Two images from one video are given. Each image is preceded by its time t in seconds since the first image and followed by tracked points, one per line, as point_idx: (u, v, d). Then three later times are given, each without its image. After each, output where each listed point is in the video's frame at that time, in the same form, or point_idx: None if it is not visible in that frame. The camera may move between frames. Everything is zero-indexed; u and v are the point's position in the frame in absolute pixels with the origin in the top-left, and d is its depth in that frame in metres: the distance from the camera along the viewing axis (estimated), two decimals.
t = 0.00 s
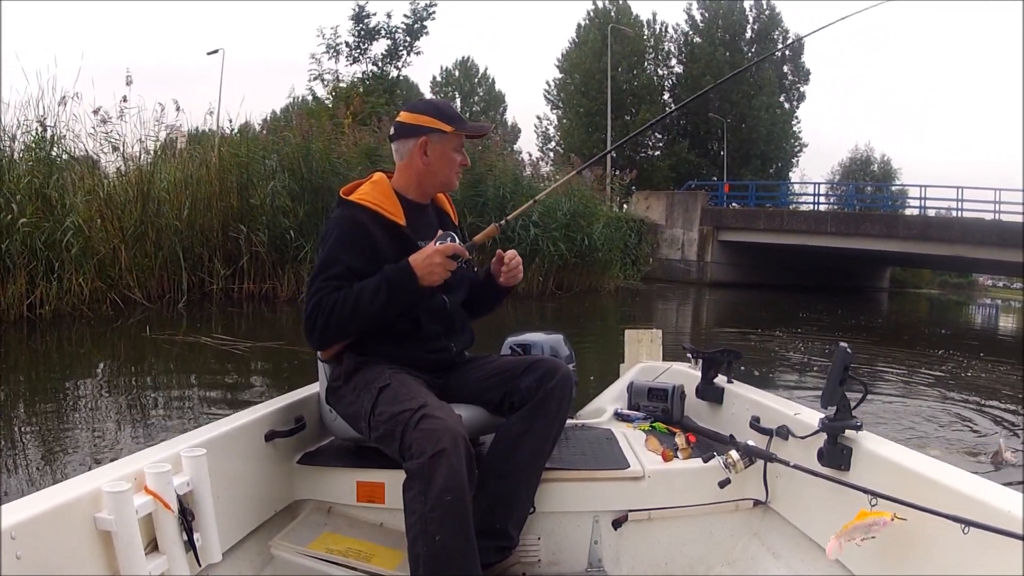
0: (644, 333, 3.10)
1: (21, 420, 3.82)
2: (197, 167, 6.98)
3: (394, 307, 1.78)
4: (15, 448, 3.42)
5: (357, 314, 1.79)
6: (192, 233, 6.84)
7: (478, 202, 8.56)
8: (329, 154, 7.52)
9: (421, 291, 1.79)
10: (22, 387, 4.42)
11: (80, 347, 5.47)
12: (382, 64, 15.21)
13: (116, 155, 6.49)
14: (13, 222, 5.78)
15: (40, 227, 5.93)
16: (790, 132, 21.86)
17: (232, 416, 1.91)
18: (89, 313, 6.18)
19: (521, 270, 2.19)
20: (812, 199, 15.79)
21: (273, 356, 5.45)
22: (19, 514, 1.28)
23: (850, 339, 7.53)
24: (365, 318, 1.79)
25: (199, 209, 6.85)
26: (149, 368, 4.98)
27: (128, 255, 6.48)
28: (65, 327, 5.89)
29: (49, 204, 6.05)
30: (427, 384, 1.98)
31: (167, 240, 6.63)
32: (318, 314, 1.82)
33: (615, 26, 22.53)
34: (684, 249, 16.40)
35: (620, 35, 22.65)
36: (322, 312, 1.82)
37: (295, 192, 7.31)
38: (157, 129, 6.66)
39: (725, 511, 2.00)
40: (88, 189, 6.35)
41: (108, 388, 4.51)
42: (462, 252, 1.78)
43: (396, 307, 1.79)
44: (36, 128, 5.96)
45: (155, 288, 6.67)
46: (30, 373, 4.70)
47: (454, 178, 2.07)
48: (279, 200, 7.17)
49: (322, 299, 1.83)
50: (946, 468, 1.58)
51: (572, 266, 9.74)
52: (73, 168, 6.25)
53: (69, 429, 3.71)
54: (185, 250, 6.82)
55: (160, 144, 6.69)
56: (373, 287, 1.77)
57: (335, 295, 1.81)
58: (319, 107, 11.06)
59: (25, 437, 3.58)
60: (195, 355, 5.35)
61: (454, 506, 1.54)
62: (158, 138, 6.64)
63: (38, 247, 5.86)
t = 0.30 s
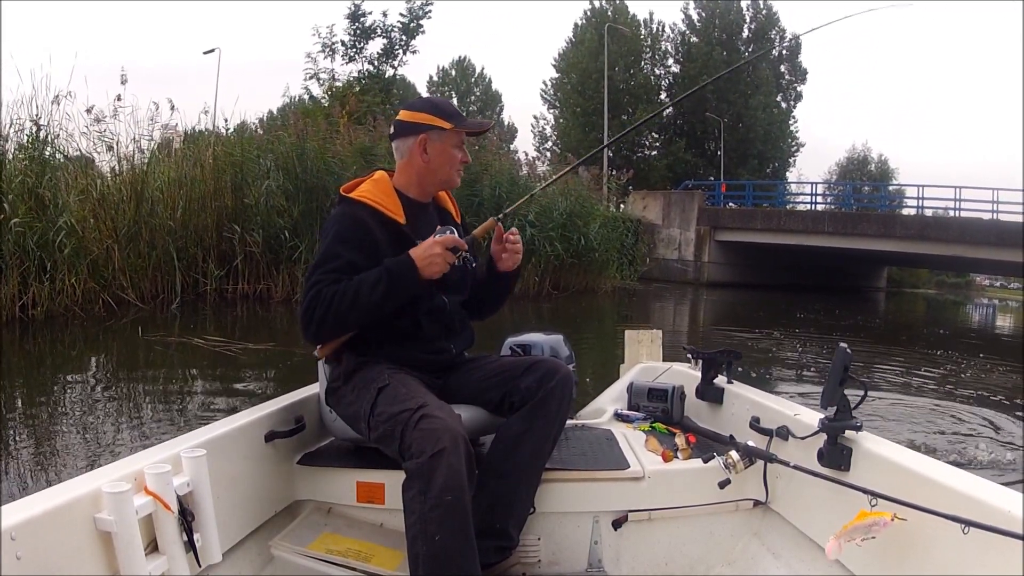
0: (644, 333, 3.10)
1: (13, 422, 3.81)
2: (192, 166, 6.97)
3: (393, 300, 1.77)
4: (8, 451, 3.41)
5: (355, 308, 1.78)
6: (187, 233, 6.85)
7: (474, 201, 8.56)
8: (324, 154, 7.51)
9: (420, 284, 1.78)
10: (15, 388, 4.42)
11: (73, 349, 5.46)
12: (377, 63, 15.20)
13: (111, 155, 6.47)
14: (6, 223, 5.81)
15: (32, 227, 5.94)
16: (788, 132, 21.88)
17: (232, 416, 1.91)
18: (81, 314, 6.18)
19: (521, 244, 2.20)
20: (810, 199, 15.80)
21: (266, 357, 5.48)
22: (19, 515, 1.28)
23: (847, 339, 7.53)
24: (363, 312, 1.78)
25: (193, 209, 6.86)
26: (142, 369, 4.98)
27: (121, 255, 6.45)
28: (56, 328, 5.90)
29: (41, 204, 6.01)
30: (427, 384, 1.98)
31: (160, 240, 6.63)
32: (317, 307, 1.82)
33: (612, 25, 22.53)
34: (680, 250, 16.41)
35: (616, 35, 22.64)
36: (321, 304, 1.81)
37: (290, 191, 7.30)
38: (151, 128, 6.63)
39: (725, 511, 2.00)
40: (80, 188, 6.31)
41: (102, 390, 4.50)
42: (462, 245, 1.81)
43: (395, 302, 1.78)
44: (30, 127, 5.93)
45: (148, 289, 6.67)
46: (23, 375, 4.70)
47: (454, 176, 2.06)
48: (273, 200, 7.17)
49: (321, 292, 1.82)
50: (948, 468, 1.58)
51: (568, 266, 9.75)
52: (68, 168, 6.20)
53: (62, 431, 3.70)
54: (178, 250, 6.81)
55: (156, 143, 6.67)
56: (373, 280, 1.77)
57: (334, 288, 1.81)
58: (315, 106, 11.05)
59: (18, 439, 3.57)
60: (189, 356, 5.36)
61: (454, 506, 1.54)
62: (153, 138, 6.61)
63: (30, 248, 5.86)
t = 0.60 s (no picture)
0: (644, 333, 3.11)
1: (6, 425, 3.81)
2: (186, 166, 6.97)
3: (387, 297, 1.76)
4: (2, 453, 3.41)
5: (349, 304, 1.77)
6: (181, 234, 6.85)
7: (470, 200, 8.56)
8: (318, 153, 7.52)
9: (415, 280, 1.77)
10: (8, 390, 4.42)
11: (66, 351, 5.45)
12: (372, 63, 15.21)
13: (105, 156, 6.47)
14: None
15: (24, 228, 5.91)
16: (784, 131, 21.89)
17: (232, 416, 1.91)
18: (74, 315, 6.16)
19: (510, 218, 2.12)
20: (806, 198, 15.80)
21: (258, 357, 5.50)
22: (19, 514, 1.28)
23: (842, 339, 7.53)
24: (357, 309, 1.77)
25: (187, 210, 6.87)
26: (135, 371, 4.99)
27: (114, 257, 6.43)
28: (48, 330, 5.87)
29: (32, 204, 5.98)
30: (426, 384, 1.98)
31: (154, 241, 6.61)
32: (311, 300, 1.81)
33: (608, 25, 22.53)
34: (677, 249, 16.41)
35: (612, 34, 22.63)
36: (314, 298, 1.80)
37: (283, 191, 7.30)
38: (145, 128, 6.62)
39: (725, 511, 2.00)
40: (74, 189, 6.27)
41: (95, 392, 4.49)
42: (457, 243, 1.79)
43: (390, 299, 1.77)
44: (23, 128, 5.94)
45: (142, 290, 6.63)
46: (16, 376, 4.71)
47: (453, 173, 2.06)
48: (267, 201, 7.17)
49: (314, 287, 1.82)
50: (948, 468, 1.58)
51: (564, 265, 9.75)
52: (60, 169, 6.20)
53: (55, 433, 3.70)
54: (172, 251, 6.79)
55: (149, 145, 6.68)
56: (368, 277, 1.76)
57: (328, 284, 1.80)
58: (310, 106, 11.06)
59: (12, 442, 3.57)
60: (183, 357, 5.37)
61: (453, 506, 1.54)
62: (147, 139, 6.62)
63: (22, 248, 5.85)
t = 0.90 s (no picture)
0: (644, 333, 3.10)
1: None
2: (181, 166, 6.98)
3: (374, 302, 1.75)
4: None
5: (337, 301, 1.76)
6: (174, 235, 6.87)
7: (466, 200, 8.55)
8: (313, 152, 7.51)
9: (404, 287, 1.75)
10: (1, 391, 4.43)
11: (59, 352, 5.46)
12: (368, 62, 15.20)
13: (100, 156, 6.47)
14: None
15: (15, 229, 5.89)
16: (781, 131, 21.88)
17: (232, 415, 1.91)
18: (67, 316, 6.17)
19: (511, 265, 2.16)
20: (803, 198, 15.80)
21: (252, 358, 5.52)
22: (19, 514, 1.28)
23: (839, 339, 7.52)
24: (345, 309, 1.77)
25: (181, 210, 6.90)
26: (129, 371, 5.00)
27: (108, 258, 6.44)
28: (40, 330, 5.90)
29: (24, 204, 5.96)
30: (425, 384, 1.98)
31: (148, 241, 6.63)
32: (298, 293, 1.80)
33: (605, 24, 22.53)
34: (673, 248, 16.40)
35: (609, 34, 22.61)
36: (303, 292, 1.80)
37: (278, 190, 7.30)
38: (139, 128, 6.64)
39: (725, 511, 2.01)
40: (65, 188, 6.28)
41: (89, 392, 4.50)
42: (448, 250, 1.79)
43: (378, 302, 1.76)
44: (16, 128, 5.87)
45: (135, 291, 6.66)
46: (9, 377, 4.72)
47: (454, 172, 2.06)
48: (261, 200, 7.18)
49: (304, 280, 1.81)
50: (948, 468, 1.58)
51: (560, 265, 9.74)
52: (54, 169, 6.17)
53: (49, 434, 3.70)
54: (166, 251, 6.83)
55: (143, 145, 6.70)
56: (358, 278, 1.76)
57: (319, 279, 1.80)
58: (306, 105, 11.05)
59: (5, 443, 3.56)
60: (178, 357, 5.38)
61: (448, 503, 1.53)
62: (140, 139, 6.64)
63: (14, 249, 5.83)
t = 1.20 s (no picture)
0: (643, 333, 3.10)
1: None
2: (177, 164, 6.97)
3: (368, 305, 1.74)
4: None
5: (332, 301, 1.76)
6: (168, 234, 6.86)
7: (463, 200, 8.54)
8: (309, 152, 7.50)
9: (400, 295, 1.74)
10: None
11: (53, 351, 5.45)
12: (364, 61, 15.18)
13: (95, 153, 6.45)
14: None
15: (7, 226, 5.93)
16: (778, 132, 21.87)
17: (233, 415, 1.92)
18: (60, 315, 6.15)
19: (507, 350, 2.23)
20: (801, 199, 15.79)
21: (247, 357, 5.51)
22: (19, 514, 1.28)
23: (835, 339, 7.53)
24: (339, 310, 1.76)
25: (175, 208, 6.88)
26: (122, 370, 4.99)
27: (101, 257, 6.42)
28: (33, 328, 5.88)
29: (15, 202, 5.98)
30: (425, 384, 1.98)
31: (143, 240, 6.62)
32: (295, 290, 1.80)
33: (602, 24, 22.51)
34: (670, 249, 16.38)
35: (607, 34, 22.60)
36: (298, 290, 1.80)
37: (273, 190, 7.29)
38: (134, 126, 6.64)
39: (725, 511, 2.01)
40: (58, 186, 6.24)
41: (81, 391, 4.49)
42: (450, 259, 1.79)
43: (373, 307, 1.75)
44: (10, 125, 5.92)
45: (129, 290, 6.62)
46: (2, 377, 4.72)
47: (463, 174, 2.06)
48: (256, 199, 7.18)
49: (302, 277, 1.81)
50: (948, 468, 1.58)
51: (557, 265, 9.73)
52: (49, 168, 6.19)
53: (42, 434, 3.69)
54: (160, 250, 6.81)
55: (138, 142, 6.67)
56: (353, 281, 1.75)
57: (316, 278, 1.80)
58: (303, 104, 11.04)
59: None
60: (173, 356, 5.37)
61: (448, 504, 1.53)
62: (134, 137, 6.62)
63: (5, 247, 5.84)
